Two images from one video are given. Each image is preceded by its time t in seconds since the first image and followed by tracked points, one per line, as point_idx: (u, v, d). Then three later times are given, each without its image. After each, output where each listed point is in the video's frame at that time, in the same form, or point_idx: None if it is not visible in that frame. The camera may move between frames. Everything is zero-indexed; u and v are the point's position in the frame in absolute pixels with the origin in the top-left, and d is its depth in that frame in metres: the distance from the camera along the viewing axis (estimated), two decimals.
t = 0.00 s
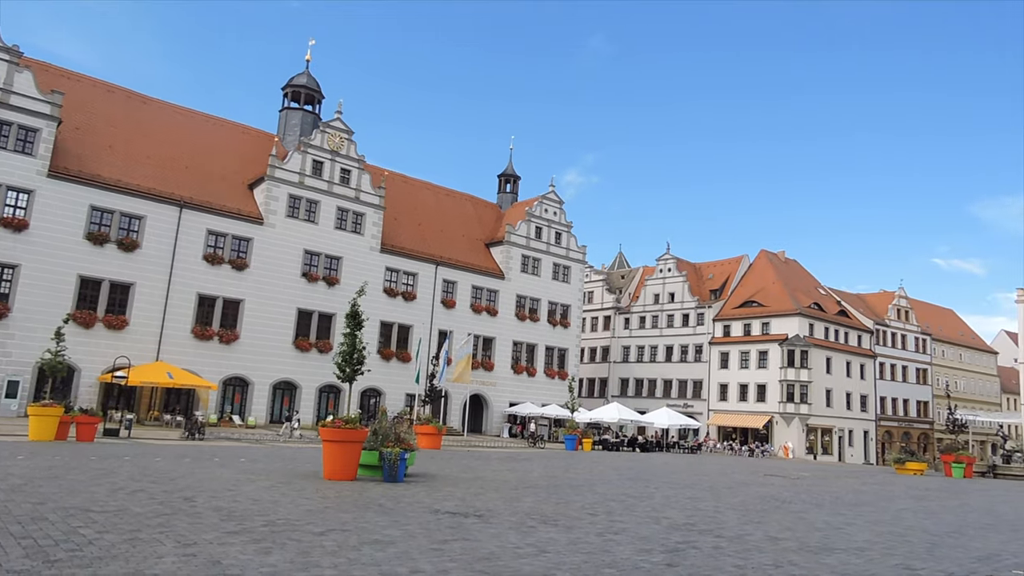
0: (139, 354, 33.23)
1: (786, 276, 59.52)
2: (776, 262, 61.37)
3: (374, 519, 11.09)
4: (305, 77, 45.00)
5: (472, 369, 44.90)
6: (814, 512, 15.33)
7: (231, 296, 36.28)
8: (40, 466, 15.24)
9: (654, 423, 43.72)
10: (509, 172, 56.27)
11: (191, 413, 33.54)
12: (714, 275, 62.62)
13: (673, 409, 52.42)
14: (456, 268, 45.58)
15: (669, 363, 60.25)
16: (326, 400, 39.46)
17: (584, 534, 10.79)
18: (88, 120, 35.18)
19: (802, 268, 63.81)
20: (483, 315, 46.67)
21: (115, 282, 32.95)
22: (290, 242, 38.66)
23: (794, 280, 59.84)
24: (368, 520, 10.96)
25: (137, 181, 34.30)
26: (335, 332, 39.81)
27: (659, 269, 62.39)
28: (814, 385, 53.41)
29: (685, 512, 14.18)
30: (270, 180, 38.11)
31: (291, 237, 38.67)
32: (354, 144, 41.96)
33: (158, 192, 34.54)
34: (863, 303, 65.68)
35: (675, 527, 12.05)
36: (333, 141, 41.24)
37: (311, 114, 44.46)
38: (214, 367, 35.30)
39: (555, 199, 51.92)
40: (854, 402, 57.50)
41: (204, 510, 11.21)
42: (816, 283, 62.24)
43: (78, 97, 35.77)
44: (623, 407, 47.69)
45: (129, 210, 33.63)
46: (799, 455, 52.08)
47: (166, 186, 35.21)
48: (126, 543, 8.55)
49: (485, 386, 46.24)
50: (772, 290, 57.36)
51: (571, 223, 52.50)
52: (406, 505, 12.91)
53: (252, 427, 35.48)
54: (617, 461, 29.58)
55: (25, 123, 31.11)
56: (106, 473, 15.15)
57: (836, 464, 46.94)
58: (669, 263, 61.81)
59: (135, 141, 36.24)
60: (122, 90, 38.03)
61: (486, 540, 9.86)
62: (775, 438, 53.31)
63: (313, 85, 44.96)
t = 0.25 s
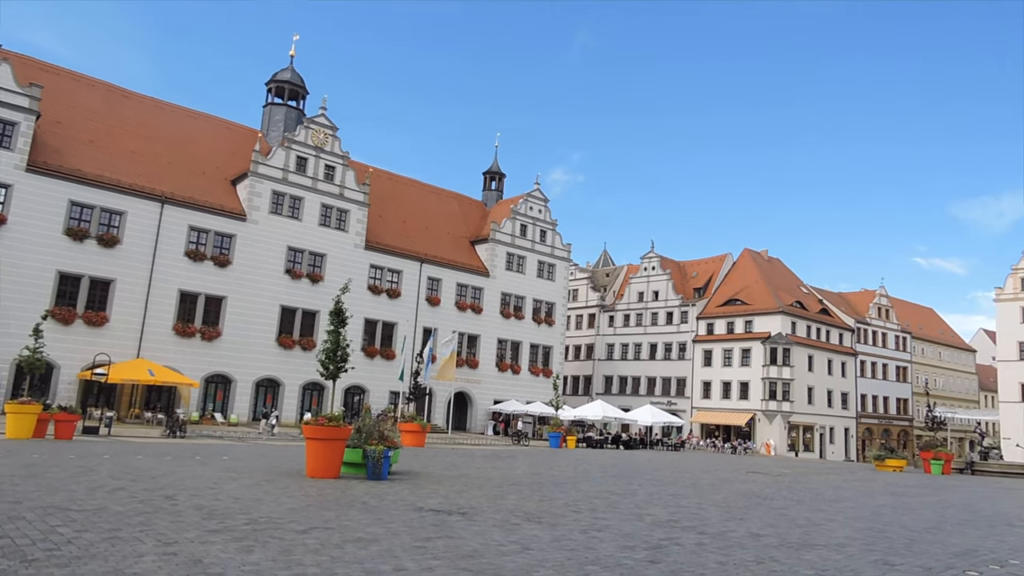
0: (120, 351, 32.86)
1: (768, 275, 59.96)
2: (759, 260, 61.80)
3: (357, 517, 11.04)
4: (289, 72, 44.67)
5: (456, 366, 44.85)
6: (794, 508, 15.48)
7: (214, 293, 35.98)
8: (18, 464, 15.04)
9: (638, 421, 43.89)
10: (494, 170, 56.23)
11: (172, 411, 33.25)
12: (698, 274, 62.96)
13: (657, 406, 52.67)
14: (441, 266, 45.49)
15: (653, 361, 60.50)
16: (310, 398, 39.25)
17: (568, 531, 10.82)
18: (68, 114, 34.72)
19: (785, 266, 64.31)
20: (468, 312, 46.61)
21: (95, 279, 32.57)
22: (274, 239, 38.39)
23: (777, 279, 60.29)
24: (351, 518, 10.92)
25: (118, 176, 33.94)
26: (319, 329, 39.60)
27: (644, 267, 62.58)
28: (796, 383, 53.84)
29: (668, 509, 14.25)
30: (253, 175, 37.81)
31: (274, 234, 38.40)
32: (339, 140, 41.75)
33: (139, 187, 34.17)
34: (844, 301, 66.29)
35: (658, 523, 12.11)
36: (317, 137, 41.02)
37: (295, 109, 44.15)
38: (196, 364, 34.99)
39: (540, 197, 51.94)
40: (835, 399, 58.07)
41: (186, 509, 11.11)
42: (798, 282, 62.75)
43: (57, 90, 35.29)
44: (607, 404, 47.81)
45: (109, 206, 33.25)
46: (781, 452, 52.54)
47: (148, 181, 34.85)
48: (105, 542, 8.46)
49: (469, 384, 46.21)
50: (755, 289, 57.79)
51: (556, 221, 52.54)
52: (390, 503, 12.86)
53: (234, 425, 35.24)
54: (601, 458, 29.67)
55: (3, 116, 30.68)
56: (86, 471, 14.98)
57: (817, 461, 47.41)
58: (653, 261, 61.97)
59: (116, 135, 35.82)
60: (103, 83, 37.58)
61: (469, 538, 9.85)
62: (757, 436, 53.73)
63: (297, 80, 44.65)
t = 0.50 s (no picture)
0: (101, 348, 32.50)
1: (753, 275, 60.33)
2: (744, 260, 62.16)
3: (341, 516, 10.99)
4: (275, 68, 44.37)
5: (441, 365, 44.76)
6: (777, 506, 15.59)
7: (197, 290, 35.67)
8: None
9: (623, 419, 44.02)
10: (481, 168, 56.18)
11: (154, 409, 32.96)
12: (683, 273, 63.22)
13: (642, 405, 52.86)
14: (427, 264, 45.39)
15: (638, 359, 60.69)
16: (294, 396, 39.03)
17: (552, 529, 10.83)
18: (49, 107, 34.29)
19: (769, 266, 64.74)
20: (453, 310, 46.53)
21: (76, 274, 32.20)
22: (259, 235, 38.12)
23: (761, 278, 60.68)
24: (335, 517, 10.86)
25: (100, 171, 33.55)
26: (304, 327, 39.37)
27: (630, 267, 62.75)
28: (779, 382, 54.27)
29: (652, 507, 14.30)
30: (238, 172, 37.52)
31: (259, 231, 38.14)
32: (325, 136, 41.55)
33: (121, 182, 33.82)
34: (828, 301, 66.87)
35: (642, 522, 12.15)
36: (303, 134, 40.80)
37: (280, 105, 43.87)
38: (179, 362, 34.69)
39: (527, 196, 51.94)
40: (818, 399, 58.54)
41: (167, 507, 11.00)
42: (782, 282, 63.21)
43: (38, 83, 34.85)
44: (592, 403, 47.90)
45: (91, 201, 32.87)
46: (764, 451, 52.90)
47: (131, 176, 34.50)
48: (84, 541, 8.35)
49: (455, 382, 46.13)
50: (739, 288, 58.16)
51: (543, 219, 52.56)
52: (374, 501, 12.81)
53: (217, 423, 34.97)
54: (586, 457, 29.73)
55: None
56: (66, 469, 14.80)
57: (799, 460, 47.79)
58: (639, 260, 62.17)
59: (98, 130, 35.43)
60: (85, 77, 37.16)
61: (454, 536, 9.84)
62: (741, 434, 54.08)
63: (283, 76, 44.36)
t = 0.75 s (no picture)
0: (79, 345, 32.07)
1: (735, 273, 60.76)
2: (726, 258, 62.57)
3: (323, 514, 10.94)
4: (257, 63, 43.97)
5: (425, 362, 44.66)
6: (758, 502, 15.73)
7: (177, 286, 35.32)
8: None
9: (606, 416, 44.17)
10: (465, 165, 56.08)
11: (134, 407, 32.60)
12: (666, 271, 63.53)
13: (625, 403, 53.07)
14: (410, 261, 45.26)
15: (621, 357, 60.90)
16: (276, 393, 38.77)
17: (535, 526, 10.85)
18: (27, 100, 33.78)
19: (751, 264, 65.23)
20: (437, 308, 46.44)
21: (53, 271, 31.77)
22: (240, 231, 37.80)
23: (744, 276, 61.12)
24: (318, 515, 10.81)
25: (79, 166, 33.11)
26: (286, 324, 39.10)
27: (613, 264, 62.98)
28: (761, 379, 54.73)
29: (635, 504, 14.36)
30: (219, 167, 37.16)
31: (241, 227, 37.80)
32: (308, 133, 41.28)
33: (100, 177, 33.40)
34: (808, 299, 67.50)
35: (624, 518, 12.20)
36: (286, 130, 40.51)
37: (263, 101, 43.50)
38: (159, 359, 34.32)
39: (511, 193, 51.92)
40: (799, 396, 59.10)
41: (147, 506, 10.88)
42: (764, 280, 63.72)
43: (15, 76, 34.31)
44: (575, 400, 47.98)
45: (69, 196, 32.43)
46: (745, 448, 53.32)
47: (110, 171, 34.07)
48: (61, 541, 8.24)
49: (438, 380, 46.04)
50: (722, 286, 58.56)
51: (526, 216, 52.57)
52: (357, 499, 12.75)
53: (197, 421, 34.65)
54: (570, 454, 29.79)
55: None
56: (43, 468, 14.60)
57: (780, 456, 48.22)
58: (622, 258, 62.48)
59: (76, 124, 34.95)
60: (63, 70, 36.62)
61: (437, 534, 9.82)
62: (723, 431, 54.47)
63: (265, 71, 43.98)
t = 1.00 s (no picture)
0: (59, 342, 31.70)
1: (720, 272, 61.10)
2: (712, 258, 62.90)
3: (306, 512, 10.88)
4: (242, 59, 43.65)
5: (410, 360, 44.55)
6: (741, 500, 15.84)
7: (160, 283, 35.00)
8: None
9: (591, 415, 44.25)
10: (452, 163, 55.99)
11: (115, 404, 32.27)
12: (652, 270, 63.77)
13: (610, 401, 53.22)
14: (396, 259, 45.12)
15: (607, 356, 61.05)
16: (260, 391, 38.52)
17: (520, 525, 10.85)
18: (7, 94, 33.32)
19: (736, 264, 65.63)
20: (423, 306, 46.32)
21: (34, 267, 31.38)
22: (225, 228, 37.51)
23: (728, 276, 61.48)
24: (301, 513, 10.74)
25: (61, 161, 32.72)
26: (270, 322, 38.86)
27: (599, 263, 63.13)
28: (744, 378, 55.06)
29: (620, 502, 14.39)
30: (203, 163, 36.86)
31: (225, 224, 37.52)
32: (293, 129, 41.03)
33: (83, 173, 33.03)
34: (792, 299, 67.99)
35: (609, 517, 12.23)
36: (271, 126, 40.24)
37: (248, 97, 43.18)
38: (141, 357, 33.99)
39: (497, 192, 51.89)
40: (782, 395, 59.54)
41: (128, 505, 10.77)
42: (748, 280, 64.11)
43: None
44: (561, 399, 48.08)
45: (50, 191, 32.03)
46: (729, 446, 53.64)
47: (93, 166, 33.71)
48: (40, 540, 8.13)
49: (424, 378, 45.94)
50: (706, 286, 58.87)
51: (513, 215, 52.55)
52: (341, 498, 12.69)
53: (180, 419, 34.35)
54: (555, 453, 29.84)
55: None
56: (22, 467, 14.41)
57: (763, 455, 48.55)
58: (608, 257, 62.67)
59: (58, 118, 34.52)
60: (44, 64, 36.14)
61: (421, 532, 9.79)
62: (707, 430, 54.76)
63: (250, 67, 43.66)
